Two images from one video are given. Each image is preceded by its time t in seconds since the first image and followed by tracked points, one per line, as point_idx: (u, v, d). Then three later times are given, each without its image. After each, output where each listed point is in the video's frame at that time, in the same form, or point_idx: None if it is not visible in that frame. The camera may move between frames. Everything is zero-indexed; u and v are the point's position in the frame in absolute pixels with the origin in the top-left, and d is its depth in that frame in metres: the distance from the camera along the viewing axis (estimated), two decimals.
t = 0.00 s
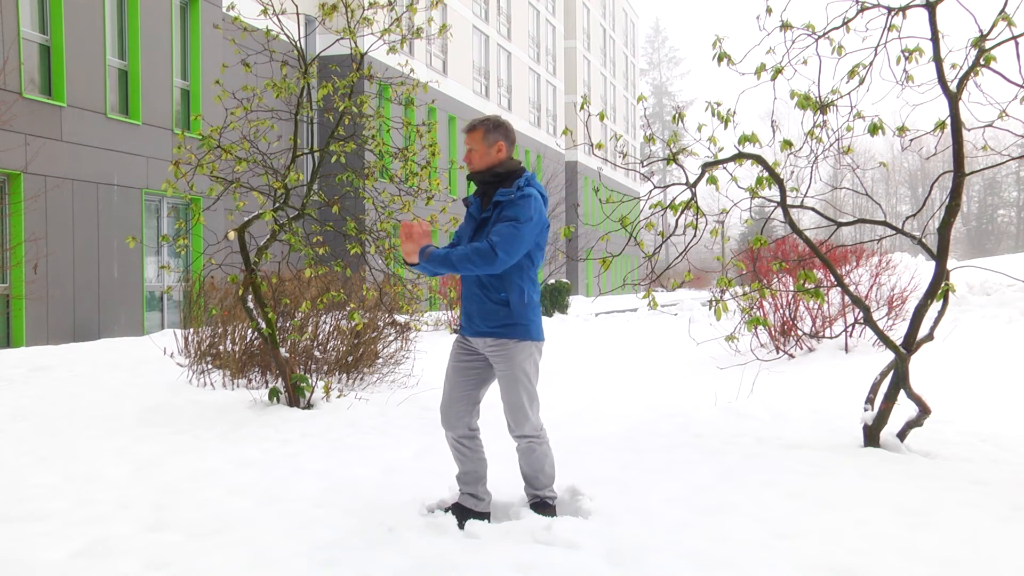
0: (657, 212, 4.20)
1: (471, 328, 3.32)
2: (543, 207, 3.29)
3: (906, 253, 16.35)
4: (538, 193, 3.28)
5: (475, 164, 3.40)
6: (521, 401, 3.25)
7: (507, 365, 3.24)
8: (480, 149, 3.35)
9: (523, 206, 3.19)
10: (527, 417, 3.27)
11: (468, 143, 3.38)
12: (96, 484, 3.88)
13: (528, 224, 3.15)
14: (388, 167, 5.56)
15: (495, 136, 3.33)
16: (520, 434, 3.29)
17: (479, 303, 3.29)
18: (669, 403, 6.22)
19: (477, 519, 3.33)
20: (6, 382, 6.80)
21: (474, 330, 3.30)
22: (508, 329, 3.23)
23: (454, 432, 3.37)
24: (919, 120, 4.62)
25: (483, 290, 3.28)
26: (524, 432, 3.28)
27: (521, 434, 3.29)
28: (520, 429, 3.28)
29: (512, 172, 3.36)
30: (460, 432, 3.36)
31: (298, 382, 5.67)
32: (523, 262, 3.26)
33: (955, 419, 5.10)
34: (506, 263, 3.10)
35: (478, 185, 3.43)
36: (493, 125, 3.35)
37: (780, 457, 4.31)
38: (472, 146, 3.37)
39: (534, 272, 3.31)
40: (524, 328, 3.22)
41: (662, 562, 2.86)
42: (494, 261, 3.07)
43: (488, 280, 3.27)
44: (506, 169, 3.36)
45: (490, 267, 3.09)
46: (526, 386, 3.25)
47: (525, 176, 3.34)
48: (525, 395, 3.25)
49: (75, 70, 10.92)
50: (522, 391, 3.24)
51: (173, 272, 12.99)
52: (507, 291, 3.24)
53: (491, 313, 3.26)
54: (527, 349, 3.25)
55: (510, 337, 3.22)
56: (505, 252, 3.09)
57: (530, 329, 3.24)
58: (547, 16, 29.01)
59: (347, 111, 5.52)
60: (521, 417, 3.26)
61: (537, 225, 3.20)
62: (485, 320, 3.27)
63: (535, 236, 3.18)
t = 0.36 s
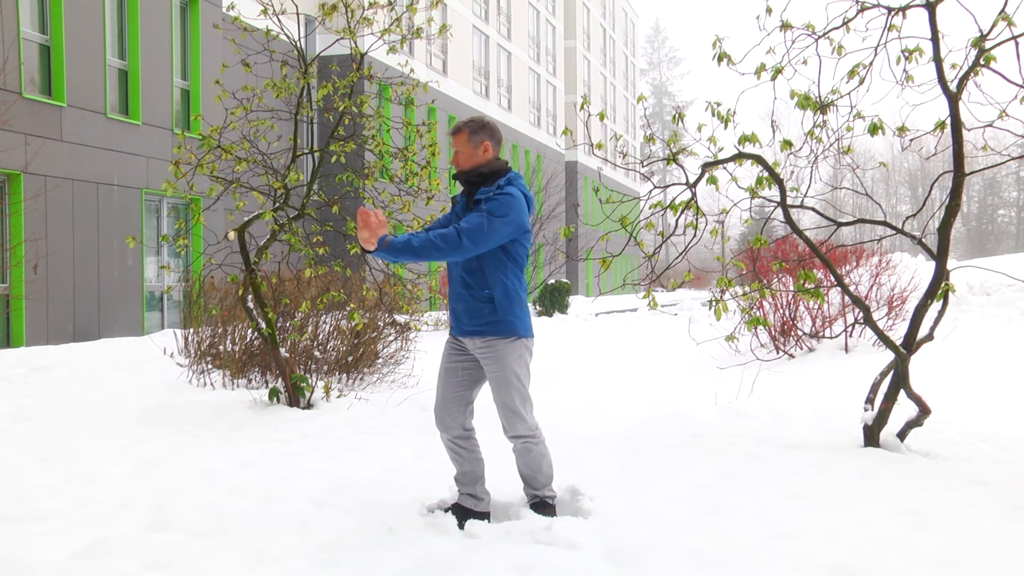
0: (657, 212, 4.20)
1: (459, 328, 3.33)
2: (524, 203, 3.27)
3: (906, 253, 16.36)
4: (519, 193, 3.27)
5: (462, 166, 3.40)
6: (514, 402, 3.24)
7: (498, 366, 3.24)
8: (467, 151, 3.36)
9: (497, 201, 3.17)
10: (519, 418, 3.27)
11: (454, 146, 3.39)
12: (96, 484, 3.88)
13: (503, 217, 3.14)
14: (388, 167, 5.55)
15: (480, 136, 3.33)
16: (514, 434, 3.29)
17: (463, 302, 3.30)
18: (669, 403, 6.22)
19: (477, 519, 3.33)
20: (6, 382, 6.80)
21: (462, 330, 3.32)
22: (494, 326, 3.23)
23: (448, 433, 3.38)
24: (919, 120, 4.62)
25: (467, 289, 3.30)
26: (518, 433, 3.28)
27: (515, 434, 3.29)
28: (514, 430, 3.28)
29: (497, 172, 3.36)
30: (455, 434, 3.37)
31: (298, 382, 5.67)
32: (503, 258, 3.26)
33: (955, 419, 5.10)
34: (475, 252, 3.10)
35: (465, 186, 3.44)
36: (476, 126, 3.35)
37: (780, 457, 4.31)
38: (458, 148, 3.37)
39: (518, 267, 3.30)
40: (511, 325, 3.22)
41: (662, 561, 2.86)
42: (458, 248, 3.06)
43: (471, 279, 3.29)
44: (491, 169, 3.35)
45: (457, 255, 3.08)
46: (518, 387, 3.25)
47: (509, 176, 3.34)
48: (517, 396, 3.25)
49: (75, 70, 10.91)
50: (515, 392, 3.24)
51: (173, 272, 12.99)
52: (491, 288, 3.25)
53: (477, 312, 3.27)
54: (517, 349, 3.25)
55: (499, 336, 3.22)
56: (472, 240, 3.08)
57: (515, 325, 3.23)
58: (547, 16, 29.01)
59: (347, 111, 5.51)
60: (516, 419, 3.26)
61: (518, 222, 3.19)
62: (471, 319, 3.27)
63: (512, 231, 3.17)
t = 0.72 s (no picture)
0: (657, 212, 4.20)
1: (455, 328, 3.34)
2: (513, 200, 3.27)
3: (906, 253, 16.36)
4: (509, 191, 3.27)
5: (453, 166, 3.40)
6: (511, 404, 3.25)
7: (494, 368, 3.24)
8: (458, 150, 3.36)
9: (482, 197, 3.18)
10: (516, 419, 3.27)
11: (446, 145, 3.39)
12: (96, 484, 3.88)
13: (490, 213, 3.15)
14: (388, 167, 5.55)
15: (471, 135, 3.35)
16: (512, 435, 3.29)
17: (456, 302, 3.31)
18: (669, 403, 6.22)
19: (477, 519, 3.33)
20: (6, 382, 6.80)
21: (457, 330, 3.32)
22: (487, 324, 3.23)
23: (445, 434, 3.38)
24: (919, 120, 4.62)
25: (459, 288, 3.31)
26: (516, 433, 3.28)
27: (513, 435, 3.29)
28: (512, 431, 3.28)
29: (488, 171, 3.35)
30: (452, 435, 3.37)
31: (298, 382, 5.67)
32: (493, 255, 3.26)
33: (955, 419, 5.10)
34: (458, 243, 3.11)
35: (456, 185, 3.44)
36: (468, 124, 3.36)
37: (780, 457, 4.31)
38: (450, 147, 3.37)
39: (510, 263, 3.30)
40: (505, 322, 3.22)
41: (661, 561, 2.86)
42: (440, 237, 3.07)
43: (462, 277, 3.29)
44: (481, 168, 3.34)
45: (439, 246, 3.09)
46: (515, 389, 3.25)
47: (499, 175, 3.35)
48: (514, 398, 3.25)
49: (75, 70, 10.91)
50: (512, 394, 3.24)
51: (173, 272, 12.99)
52: (483, 286, 3.26)
53: (470, 311, 3.27)
54: (513, 349, 3.25)
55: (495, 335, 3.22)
56: (455, 231, 3.09)
57: (507, 320, 3.22)
58: (548, 16, 29.00)
59: (347, 111, 5.51)
60: (513, 421, 3.27)
61: (504, 216, 3.19)
62: (465, 318, 3.27)
63: (498, 224, 3.17)
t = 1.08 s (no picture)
0: (657, 212, 4.19)
1: (454, 327, 3.34)
2: (511, 198, 3.27)
3: (906, 253, 16.36)
4: (506, 190, 3.27)
5: (451, 164, 3.40)
6: (510, 406, 3.25)
7: (493, 368, 3.24)
8: (457, 148, 3.36)
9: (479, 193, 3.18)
10: (515, 420, 3.27)
11: (444, 143, 3.39)
12: (96, 484, 3.88)
13: (487, 210, 3.15)
14: (388, 168, 5.55)
15: (470, 133, 3.35)
16: (511, 436, 3.29)
17: (454, 300, 3.31)
18: (669, 403, 6.22)
19: (477, 519, 3.34)
20: (6, 382, 6.80)
21: (456, 329, 3.32)
22: (486, 323, 3.22)
23: (445, 434, 3.38)
24: (919, 120, 4.62)
25: (456, 286, 3.30)
26: (515, 435, 3.28)
27: (512, 436, 3.29)
28: (512, 433, 3.28)
29: (485, 171, 3.34)
30: (451, 436, 3.37)
31: (298, 382, 5.67)
32: (489, 252, 3.25)
33: (955, 419, 5.10)
34: (452, 235, 3.11)
35: (454, 184, 3.44)
36: (468, 124, 3.36)
37: (780, 457, 4.31)
38: (448, 145, 3.37)
39: (507, 263, 3.30)
40: (502, 321, 3.22)
41: (661, 561, 2.86)
42: (434, 229, 3.07)
43: (458, 275, 3.29)
44: (478, 167, 3.33)
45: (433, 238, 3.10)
46: (514, 390, 3.25)
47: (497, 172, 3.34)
48: (513, 398, 3.25)
49: (75, 70, 10.91)
50: (511, 395, 3.25)
51: (173, 272, 12.99)
52: (479, 284, 3.25)
53: (467, 309, 3.27)
54: (511, 350, 3.25)
55: (493, 335, 3.22)
56: (451, 225, 3.10)
57: (504, 319, 3.22)
58: (548, 16, 29.00)
59: (347, 111, 5.51)
60: (512, 424, 3.27)
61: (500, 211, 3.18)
62: (463, 317, 3.28)
63: (494, 220, 3.17)
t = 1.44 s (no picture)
0: (657, 212, 4.19)
1: (454, 326, 3.33)
2: (514, 197, 3.28)
3: (906, 253, 16.35)
4: (509, 189, 3.28)
5: (454, 163, 3.40)
6: (510, 407, 3.25)
7: (493, 368, 3.23)
8: (460, 147, 3.36)
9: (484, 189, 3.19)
10: (514, 421, 3.27)
11: (447, 142, 3.39)
12: (96, 484, 3.88)
13: (491, 206, 3.15)
14: (388, 168, 5.55)
15: (473, 132, 3.36)
16: (510, 437, 3.29)
17: (455, 297, 3.31)
18: (670, 403, 6.22)
19: (477, 519, 3.34)
20: (6, 382, 6.80)
21: (456, 328, 3.32)
22: (486, 320, 3.22)
23: (446, 434, 3.38)
24: (919, 120, 4.62)
25: (457, 283, 3.30)
26: (515, 435, 3.28)
27: (512, 436, 3.29)
28: (511, 433, 3.28)
29: (488, 169, 3.34)
30: (451, 435, 3.37)
31: (298, 382, 5.67)
32: (491, 250, 3.25)
33: (955, 419, 5.10)
34: (456, 229, 3.11)
35: (457, 183, 3.43)
36: (472, 123, 3.37)
37: (780, 457, 4.31)
38: (451, 143, 3.37)
39: (509, 261, 3.30)
40: (502, 319, 3.22)
41: (661, 561, 2.86)
42: (439, 221, 3.07)
43: (460, 272, 3.29)
44: (481, 165, 3.34)
45: (437, 230, 3.09)
46: (514, 391, 3.25)
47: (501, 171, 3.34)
48: (513, 398, 3.25)
49: (75, 70, 10.91)
50: (511, 395, 3.24)
51: (172, 272, 13.00)
52: (481, 281, 3.25)
53: (468, 306, 3.27)
54: (512, 349, 3.25)
55: (493, 333, 3.21)
56: (455, 218, 3.09)
57: (505, 317, 3.22)
58: (548, 16, 29.00)
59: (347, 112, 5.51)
60: (511, 424, 3.27)
61: (503, 209, 3.19)
62: (464, 314, 3.27)
63: (497, 217, 3.17)
